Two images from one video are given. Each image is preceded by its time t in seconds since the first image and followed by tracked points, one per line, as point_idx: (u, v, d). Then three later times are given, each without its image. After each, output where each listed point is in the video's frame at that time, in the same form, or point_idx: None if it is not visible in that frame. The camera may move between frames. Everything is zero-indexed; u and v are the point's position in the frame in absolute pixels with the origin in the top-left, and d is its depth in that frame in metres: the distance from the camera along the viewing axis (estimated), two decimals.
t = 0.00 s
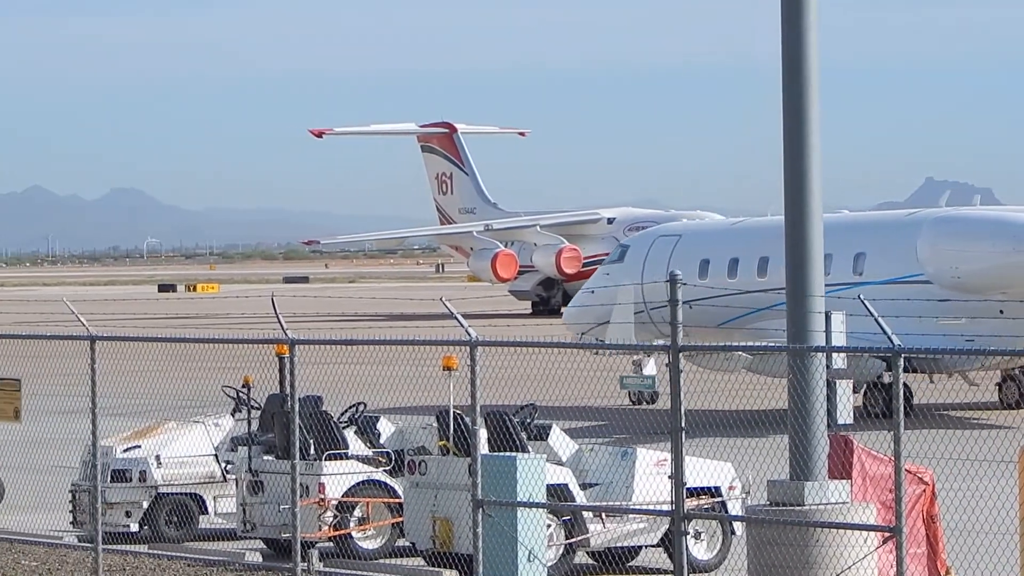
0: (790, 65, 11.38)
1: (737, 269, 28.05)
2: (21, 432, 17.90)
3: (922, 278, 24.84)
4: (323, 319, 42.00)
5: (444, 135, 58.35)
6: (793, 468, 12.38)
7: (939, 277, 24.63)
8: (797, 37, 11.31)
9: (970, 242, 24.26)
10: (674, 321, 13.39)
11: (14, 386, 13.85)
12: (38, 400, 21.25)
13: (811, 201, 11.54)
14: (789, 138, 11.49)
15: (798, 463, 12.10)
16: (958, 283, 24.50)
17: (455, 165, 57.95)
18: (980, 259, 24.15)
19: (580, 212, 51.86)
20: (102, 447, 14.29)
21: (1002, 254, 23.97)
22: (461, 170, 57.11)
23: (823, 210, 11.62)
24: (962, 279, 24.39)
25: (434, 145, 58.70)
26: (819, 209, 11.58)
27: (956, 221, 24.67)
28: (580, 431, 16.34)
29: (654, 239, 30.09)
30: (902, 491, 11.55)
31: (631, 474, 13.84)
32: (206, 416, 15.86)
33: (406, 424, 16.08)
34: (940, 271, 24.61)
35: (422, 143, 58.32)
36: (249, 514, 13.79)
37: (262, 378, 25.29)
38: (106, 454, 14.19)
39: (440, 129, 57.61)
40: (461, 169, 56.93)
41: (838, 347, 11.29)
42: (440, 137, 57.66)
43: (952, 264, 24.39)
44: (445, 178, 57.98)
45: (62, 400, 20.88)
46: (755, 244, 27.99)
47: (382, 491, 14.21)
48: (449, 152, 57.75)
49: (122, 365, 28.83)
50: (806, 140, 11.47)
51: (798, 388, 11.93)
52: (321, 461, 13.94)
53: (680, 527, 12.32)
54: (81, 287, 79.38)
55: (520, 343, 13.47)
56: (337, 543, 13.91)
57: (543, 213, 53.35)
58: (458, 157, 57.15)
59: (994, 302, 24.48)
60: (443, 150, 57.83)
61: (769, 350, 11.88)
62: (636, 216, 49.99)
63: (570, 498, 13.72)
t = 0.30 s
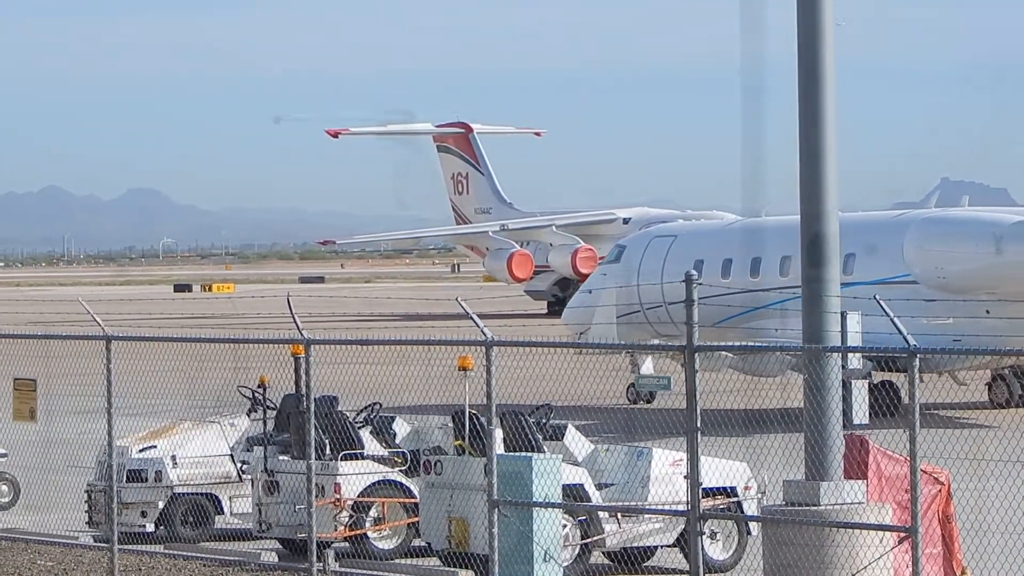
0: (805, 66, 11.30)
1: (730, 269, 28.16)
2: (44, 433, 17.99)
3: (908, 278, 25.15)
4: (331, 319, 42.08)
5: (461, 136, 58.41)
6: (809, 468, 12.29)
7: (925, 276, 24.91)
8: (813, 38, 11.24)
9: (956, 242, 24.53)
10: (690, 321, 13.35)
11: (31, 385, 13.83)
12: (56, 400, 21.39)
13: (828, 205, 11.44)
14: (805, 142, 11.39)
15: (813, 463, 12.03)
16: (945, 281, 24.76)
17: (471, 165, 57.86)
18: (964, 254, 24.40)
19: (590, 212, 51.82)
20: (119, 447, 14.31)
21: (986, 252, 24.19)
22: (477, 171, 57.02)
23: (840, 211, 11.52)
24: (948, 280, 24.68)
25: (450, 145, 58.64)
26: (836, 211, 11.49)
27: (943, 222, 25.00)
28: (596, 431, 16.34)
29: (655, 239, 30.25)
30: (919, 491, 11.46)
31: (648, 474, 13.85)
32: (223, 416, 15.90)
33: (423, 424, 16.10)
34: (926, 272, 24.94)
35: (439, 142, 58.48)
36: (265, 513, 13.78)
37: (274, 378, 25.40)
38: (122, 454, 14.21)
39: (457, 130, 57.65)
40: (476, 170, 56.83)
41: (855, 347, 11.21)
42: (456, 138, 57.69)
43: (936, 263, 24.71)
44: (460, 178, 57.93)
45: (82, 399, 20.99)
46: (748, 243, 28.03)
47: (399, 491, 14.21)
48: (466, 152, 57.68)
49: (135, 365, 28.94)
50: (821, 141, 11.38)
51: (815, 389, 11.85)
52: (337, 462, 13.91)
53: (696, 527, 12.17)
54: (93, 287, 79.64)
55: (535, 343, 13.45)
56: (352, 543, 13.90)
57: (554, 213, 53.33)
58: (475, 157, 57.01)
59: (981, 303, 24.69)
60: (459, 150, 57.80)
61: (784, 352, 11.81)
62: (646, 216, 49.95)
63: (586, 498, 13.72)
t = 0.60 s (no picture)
0: (810, 62, 11.02)
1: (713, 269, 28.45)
2: (53, 433, 18.08)
3: (886, 281, 25.55)
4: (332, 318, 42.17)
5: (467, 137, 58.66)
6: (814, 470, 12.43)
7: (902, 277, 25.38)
8: (819, 35, 10.98)
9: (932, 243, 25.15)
10: (694, 323, 13.41)
11: (36, 387, 14.12)
12: (63, 402, 21.50)
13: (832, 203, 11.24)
14: (810, 143, 11.11)
15: (819, 464, 12.14)
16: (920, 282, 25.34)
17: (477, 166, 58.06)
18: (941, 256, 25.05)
19: (594, 212, 51.81)
20: (124, 448, 14.34)
21: (959, 252, 24.99)
22: (483, 170, 57.21)
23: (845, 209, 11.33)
24: (924, 282, 25.33)
25: (456, 145, 58.74)
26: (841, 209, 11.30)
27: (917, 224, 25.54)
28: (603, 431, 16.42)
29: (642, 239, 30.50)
30: (924, 492, 11.59)
31: (653, 475, 13.85)
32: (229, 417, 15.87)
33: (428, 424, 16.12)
34: (904, 274, 25.41)
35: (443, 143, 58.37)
36: (270, 514, 13.78)
37: (276, 379, 25.52)
38: (128, 455, 14.25)
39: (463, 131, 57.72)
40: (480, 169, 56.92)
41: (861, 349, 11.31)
42: (462, 139, 57.75)
43: (914, 267, 25.27)
44: (465, 178, 57.97)
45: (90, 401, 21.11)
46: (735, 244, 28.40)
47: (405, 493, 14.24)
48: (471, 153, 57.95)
49: (137, 365, 29.05)
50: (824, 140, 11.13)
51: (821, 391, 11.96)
52: (342, 463, 14.03)
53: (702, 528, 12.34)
54: (96, 289, 79.69)
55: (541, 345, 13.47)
56: (358, 544, 13.91)
57: (557, 214, 53.34)
58: (480, 157, 57.27)
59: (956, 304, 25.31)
60: (465, 151, 58.00)
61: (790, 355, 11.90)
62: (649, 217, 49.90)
63: (591, 499, 13.70)
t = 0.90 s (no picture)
0: (814, 69, 10.76)
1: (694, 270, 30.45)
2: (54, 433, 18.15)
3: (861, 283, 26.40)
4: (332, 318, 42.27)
5: (471, 139, 59.00)
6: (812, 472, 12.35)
7: (875, 280, 26.28)
8: (823, 41, 10.74)
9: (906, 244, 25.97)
10: (698, 323, 13.41)
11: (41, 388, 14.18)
12: (65, 401, 21.58)
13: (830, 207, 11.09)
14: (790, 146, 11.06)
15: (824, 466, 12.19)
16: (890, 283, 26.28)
17: (481, 167, 58.39)
18: (915, 258, 25.94)
19: (596, 213, 51.73)
20: (128, 449, 14.70)
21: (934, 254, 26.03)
22: (486, 172, 57.50)
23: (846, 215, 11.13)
24: (898, 284, 26.25)
25: (459, 145, 58.62)
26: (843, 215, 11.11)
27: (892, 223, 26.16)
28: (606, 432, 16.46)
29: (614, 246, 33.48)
30: (927, 491, 11.54)
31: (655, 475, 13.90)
32: (230, 418, 15.95)
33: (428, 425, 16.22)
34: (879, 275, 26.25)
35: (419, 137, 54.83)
36: (274, 514, 13.84)
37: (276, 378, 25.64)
38: (131, 455, 14.59)
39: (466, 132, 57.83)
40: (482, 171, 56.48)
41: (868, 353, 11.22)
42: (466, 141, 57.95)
43: (889, 268, 26.13)
44: (468, 179, 57.97)
45: (91, 400, 21.16)
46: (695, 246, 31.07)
47: (408, 493, 14.25)
48: (475, 154, 58.19)
49: (137, 365, 29.16)
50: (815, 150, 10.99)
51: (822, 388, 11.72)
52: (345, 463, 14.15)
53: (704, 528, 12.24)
54: (99, 288, 79.87)
55: (544, 345, 13.44)
56: (361, 544, 13.93)
57: (559, 214, 53.26)
58: (484, 159, 57.67)
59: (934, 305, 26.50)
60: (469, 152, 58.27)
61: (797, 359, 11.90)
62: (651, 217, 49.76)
63: (595, 500, 13.62)
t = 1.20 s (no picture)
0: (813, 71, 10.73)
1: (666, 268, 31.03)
2: None
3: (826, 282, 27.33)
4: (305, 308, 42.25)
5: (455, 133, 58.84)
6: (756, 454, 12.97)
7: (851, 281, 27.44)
8: (763, 29, 11.30)
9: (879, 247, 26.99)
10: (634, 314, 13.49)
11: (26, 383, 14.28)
12: (12, 376, 21.50)
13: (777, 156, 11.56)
14: (756, 83, 11.42)
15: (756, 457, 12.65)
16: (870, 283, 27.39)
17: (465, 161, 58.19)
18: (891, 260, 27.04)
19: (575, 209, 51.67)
20: (60, 426, 14.40)
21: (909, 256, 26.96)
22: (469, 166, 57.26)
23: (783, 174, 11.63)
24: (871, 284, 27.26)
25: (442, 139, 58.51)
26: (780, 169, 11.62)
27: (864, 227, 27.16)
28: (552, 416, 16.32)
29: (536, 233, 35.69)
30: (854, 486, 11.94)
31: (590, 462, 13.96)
32: (168, 395, 15.75)
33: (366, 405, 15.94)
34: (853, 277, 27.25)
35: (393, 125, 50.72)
36: (208, 496, 13.74)
37: (233, 360, 25.55)
38: (63, 433, 14.29)
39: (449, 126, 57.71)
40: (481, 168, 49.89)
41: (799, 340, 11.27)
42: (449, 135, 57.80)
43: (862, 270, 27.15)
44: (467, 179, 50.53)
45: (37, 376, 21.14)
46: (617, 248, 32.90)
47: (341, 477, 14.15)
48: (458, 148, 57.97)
49: (101, 347, 29.10)
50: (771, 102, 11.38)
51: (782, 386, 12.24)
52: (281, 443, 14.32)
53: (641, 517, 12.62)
54: (78, 272, 79.69)
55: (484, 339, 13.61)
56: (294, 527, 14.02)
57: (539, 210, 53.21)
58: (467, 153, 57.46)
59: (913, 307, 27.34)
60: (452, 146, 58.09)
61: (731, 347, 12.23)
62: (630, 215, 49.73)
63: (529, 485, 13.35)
